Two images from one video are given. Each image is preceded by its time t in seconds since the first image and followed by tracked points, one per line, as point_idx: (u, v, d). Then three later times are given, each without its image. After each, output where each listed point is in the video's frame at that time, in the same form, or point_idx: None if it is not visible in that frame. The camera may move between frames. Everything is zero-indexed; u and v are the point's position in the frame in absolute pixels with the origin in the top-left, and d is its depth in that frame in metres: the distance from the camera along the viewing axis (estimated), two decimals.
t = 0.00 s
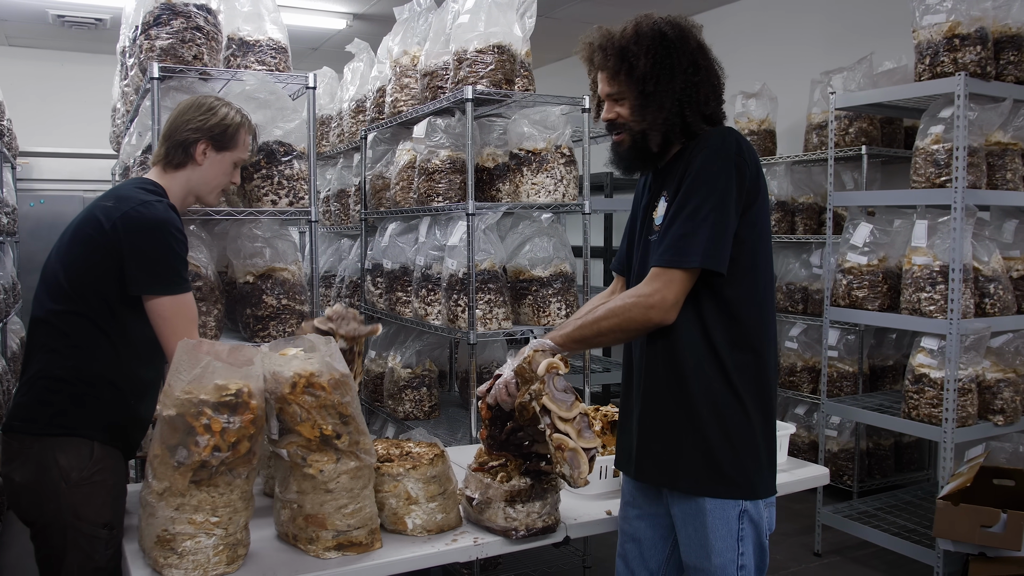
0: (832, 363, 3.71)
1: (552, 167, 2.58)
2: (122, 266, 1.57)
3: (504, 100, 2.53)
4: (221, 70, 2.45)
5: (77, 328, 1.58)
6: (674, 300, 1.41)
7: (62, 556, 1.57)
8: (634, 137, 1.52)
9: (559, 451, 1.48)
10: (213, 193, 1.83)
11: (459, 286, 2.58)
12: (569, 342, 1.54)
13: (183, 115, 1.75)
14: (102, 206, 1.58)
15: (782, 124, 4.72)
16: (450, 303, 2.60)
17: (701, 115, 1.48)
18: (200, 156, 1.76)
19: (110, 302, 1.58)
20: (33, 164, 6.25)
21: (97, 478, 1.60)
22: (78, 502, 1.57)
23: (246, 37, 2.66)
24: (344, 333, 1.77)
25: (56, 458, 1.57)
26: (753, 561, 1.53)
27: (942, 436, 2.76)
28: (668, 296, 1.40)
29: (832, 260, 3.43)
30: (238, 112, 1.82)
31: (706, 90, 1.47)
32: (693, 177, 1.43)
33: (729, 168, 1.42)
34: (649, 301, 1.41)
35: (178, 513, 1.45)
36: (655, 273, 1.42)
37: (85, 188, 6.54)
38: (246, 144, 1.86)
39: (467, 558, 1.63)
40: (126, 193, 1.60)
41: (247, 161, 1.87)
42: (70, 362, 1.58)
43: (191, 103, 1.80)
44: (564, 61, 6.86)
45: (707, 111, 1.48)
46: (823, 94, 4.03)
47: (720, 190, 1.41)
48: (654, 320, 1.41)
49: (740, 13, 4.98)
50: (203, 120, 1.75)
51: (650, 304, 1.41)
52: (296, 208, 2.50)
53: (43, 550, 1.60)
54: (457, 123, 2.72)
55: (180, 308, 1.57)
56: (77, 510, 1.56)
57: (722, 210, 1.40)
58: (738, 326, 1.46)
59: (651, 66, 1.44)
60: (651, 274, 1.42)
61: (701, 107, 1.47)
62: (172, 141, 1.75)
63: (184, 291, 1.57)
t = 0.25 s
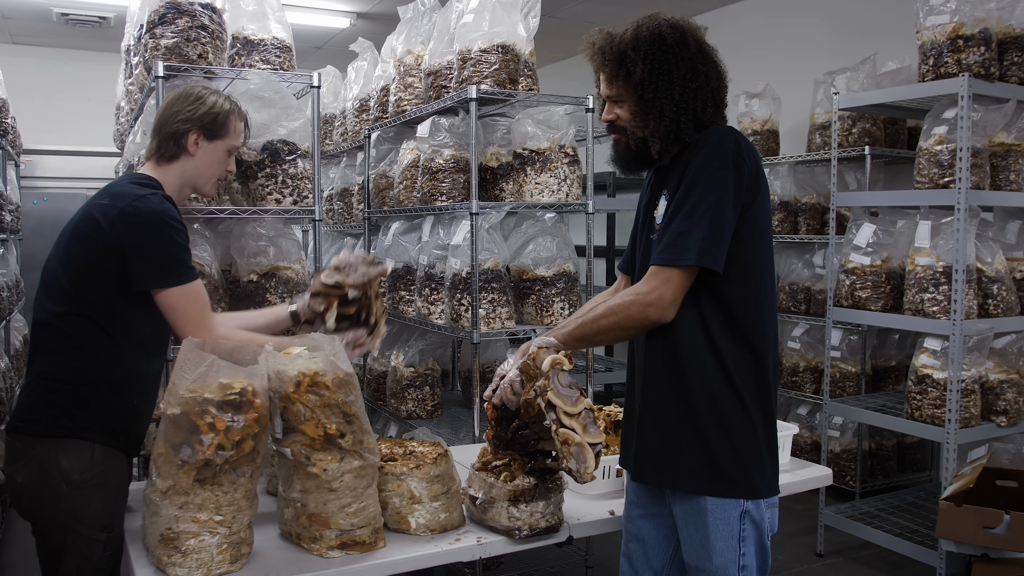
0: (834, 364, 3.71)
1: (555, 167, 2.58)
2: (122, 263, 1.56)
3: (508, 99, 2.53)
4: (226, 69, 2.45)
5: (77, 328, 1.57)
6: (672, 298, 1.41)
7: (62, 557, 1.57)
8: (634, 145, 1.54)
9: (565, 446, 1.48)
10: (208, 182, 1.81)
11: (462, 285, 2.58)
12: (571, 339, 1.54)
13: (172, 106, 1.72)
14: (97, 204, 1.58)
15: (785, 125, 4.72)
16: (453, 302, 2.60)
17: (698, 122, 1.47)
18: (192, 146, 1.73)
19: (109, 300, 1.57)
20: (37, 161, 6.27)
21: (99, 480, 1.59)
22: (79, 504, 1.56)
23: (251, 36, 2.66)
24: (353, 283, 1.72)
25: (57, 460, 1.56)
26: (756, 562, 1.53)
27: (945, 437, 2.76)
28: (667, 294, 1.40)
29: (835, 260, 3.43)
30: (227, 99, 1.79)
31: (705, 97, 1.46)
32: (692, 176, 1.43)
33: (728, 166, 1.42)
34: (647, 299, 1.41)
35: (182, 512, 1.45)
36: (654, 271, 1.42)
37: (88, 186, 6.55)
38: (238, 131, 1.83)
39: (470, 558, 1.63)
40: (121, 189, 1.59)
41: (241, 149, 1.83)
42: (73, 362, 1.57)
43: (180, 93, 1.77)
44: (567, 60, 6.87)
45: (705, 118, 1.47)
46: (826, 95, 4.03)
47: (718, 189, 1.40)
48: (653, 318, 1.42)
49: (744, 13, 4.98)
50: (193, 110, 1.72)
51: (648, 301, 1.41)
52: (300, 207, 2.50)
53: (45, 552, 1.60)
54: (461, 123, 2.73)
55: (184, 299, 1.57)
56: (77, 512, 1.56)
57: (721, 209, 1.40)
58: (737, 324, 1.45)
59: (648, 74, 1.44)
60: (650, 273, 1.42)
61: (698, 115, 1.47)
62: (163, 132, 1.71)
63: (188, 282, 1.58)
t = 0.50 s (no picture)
0: (837, 366, 3.71)
1: (559, 169, 2.58)
2: (132, 268, 1.51)
3: (512, 101, 2.53)
4: (230, 69, 2.45)
5: (89, 336, 1.52)
6: (674, 299, 1.41)
7: (72, 562, 1.55)
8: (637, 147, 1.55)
9: (564, 445, 1.48)
10: (209, 172, 1.69)
11: (465, 287, 2.58)
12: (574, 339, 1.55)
13: (160, 97, 1.59)
14: (99, 211, 1.51)
15: (788, 127, 4.72)
16: (457, 304, 2.61)
17: (702, 125, 1.48)
18: (187, 138, 1.61)
19: (121, 306, 1.52)
20: (41, 161, 6.29)
21: (116, 486, 1.57)
22: (97, 511, 1.55)
23: (255, 36, 2.67)
24: (360, 229, 1.61)
25: (76, 468, 1.53)
26: (758, 564, 1.53)
27: (947, 440, 2.76)
28: (668, 295, 1.41)
29: (838, 263, 3.44)
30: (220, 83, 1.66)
31: (709, 100, 1.46)
32: (695, 178, 1.43)
33: (731, 168, 1.42)
34: (649, 300, 1.41)
35: (186, 512, 1.45)
36: (655, 272, 1.42)
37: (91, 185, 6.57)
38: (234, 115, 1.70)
39: (473, 559, 1.63)
40: (121, 192, 1.52)
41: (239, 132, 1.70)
42: (84, 371, 1.53)
43: (165, 81, 1.63)
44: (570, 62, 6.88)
45: (709, 121, 1.47)
46: (829, 97, 4.03)
47: (721, 191, 1.40)
48: (654, 319, 1.42)
49: (747, 15, 4.98)
50: (183, 98, 1.59)
51: (649, 302, 1.41)
52: (304, 208, 2.50)
53: (53, 560, 1.57)
54: (465, 124, 2.73)
55: (198, 300, 1.51)
56: (95, 519, 1.54)
57: (723, 211, 1.40)
58: (739, 326, 1.45)
59: (653, 75, 1.45)
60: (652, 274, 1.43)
61: (702, 118, 1.47)
62: (153, 126, 1.60)
63: (201, 281, 1.51)
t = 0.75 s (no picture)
0: (840, 371, 3.70)
1: (563, 172, 2.58)
2: (139, 276, 1.50)
3: (516, 104, 2.54)
4: (235, 72, 2.45)
5: (98, 344, 1.51)
6: (685, 304, 1.41)
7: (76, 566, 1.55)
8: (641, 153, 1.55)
9: (572, 454, 1.49)
10: (208, 167, 1.70)
11: (469, 290, 2.59)
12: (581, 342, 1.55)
13: (156, 93, 1.59)
14: (102, 220, 1.48)
15: (791, 131, 4.73)
16: (460, 307, 2.61)
17: (707, 129, 1.48)
18: (186, 134, 1.61)
19: (129, 314, 1.52)
20: (44, 162, 6.31)
21: (129, 491, 1.58)
22: (109, 516, 1.55)
23: (260, 39, 2.67)
24: (352, 218, 1.65)
25: (90, 474, 1.53)
26: (762, 569, 1.52)
27: (950, 446, 2.76)
28: (679, 300, 1.40)
29: (841, 267, 3.44)
30: (217, 77, 1.67)
31: (712, 104, 1.46)
32: (704, 183, 1.43)
33: (740, 174, 1.42)
34: (659, 306, 1.41)
35: (190, 514, 1.45)
36: (666, 277, 1.42)
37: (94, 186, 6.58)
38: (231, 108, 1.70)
39: (477, 563, 1.63)
40: (123, 201, 1.48)
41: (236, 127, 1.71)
42: (95, 380, 1.52)
43: (160, 76, 1.63)
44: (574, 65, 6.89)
45: (713, 124, 1.48)
46: (833, 101, 4.03)
47: (730, 195, 1.41)
48: (666, 323, 1.41)
49: (750, 19, 4.99)
50: (181, 94, 1.59)
51: (660, 308, 1.41)
52: (308, 210, 2.50)
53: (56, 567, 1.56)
54: (469, 127, 2.73)
55: (209, 309, 1.52)
56: (107, 524, 1.55)
57: (732, 216, 1.40)
58: (745, 332, 1.45)
59: (655, 82, 1.44)
60: (663, 279, 1.42)
61: (706, 122, 1.47)
62: (150, 123, 1.59)
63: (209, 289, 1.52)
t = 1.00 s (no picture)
0: (844, 376, 3.69)
1: (569, 176, 2.58)
2: (139, 283, 1.50)
3: (522, 108, 2.54)
4: (242, 74, 2.45)
5: (101, 349, 1.51)
6: (710, 312, 1.39)
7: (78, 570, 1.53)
8: (632, 166, 1.55)
9: (565, 466, 1.47)
10: (212, 169, 1.69)
11: (474, 293, 2.59)
12: (596, 345, 1.53)
13: (161, 94, 1.57)
14: (104, 225, 1.48)
15: (796, 136, 4.72)
16: (465, 310, 2.61)
17: (697, 130, 1.46)
18: (190, 136, 1.60)
19: (132, 318, 1.52)
20: (50, 163, 6.33)
21: (133, 495, 1.58)
22: (114, 519, 1.55)
23: (267, 41, 2.68)
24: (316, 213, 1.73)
25: (94, 479, 1.53)
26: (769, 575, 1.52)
27: (955, 452, 2.75)
28: (705, 305, 1.38)
29: (846, 273, 3.44)
30: (224, 78, 1.66)
31: (697, 104, 1.44)
32: (718, 188, 1.42)
33: (754, 180, 1.42)
34: (684, 310, 1.39)
35: (195, 517, 1.45)
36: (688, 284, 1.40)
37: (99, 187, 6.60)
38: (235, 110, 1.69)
39: (481, 567, 1.62)
40: (125, 206, 1.48)
41: (241, 129, 1.70)
42: (99, 385, 1.52)
43: (164, 75, 1.61)
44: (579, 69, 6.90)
45: (702, 125, 1.46)
46: (838, 106, 4.03)
47: (744, 201, 1.40)
48: (691, 333, 1.39)
49: (756, 23, 4.99)
50: (186, 96, 1.58)
51: (688, 314, 1.39)
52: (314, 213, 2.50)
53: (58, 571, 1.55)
54: (475, 131, 2.73)
55: (210, 315, 1.51)
56: (112, 527, 1.54)
57: (748, 221, 1.39)
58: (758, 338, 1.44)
59: (636, 95, 1.45)
60: (686, 285, 1.40)
61: (693, 124, 1.45)
62: (154, 124, 1.58)
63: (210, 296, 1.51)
